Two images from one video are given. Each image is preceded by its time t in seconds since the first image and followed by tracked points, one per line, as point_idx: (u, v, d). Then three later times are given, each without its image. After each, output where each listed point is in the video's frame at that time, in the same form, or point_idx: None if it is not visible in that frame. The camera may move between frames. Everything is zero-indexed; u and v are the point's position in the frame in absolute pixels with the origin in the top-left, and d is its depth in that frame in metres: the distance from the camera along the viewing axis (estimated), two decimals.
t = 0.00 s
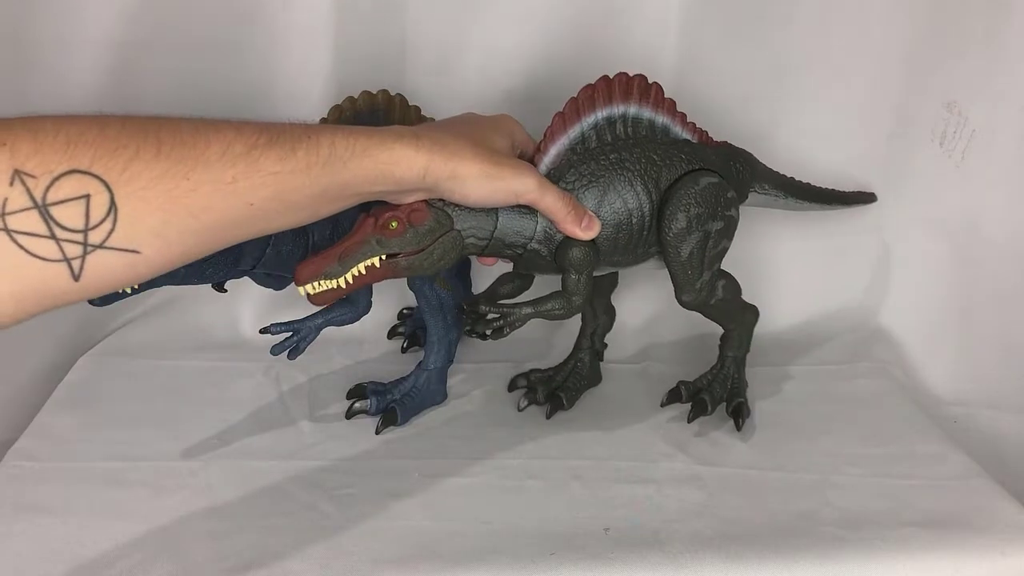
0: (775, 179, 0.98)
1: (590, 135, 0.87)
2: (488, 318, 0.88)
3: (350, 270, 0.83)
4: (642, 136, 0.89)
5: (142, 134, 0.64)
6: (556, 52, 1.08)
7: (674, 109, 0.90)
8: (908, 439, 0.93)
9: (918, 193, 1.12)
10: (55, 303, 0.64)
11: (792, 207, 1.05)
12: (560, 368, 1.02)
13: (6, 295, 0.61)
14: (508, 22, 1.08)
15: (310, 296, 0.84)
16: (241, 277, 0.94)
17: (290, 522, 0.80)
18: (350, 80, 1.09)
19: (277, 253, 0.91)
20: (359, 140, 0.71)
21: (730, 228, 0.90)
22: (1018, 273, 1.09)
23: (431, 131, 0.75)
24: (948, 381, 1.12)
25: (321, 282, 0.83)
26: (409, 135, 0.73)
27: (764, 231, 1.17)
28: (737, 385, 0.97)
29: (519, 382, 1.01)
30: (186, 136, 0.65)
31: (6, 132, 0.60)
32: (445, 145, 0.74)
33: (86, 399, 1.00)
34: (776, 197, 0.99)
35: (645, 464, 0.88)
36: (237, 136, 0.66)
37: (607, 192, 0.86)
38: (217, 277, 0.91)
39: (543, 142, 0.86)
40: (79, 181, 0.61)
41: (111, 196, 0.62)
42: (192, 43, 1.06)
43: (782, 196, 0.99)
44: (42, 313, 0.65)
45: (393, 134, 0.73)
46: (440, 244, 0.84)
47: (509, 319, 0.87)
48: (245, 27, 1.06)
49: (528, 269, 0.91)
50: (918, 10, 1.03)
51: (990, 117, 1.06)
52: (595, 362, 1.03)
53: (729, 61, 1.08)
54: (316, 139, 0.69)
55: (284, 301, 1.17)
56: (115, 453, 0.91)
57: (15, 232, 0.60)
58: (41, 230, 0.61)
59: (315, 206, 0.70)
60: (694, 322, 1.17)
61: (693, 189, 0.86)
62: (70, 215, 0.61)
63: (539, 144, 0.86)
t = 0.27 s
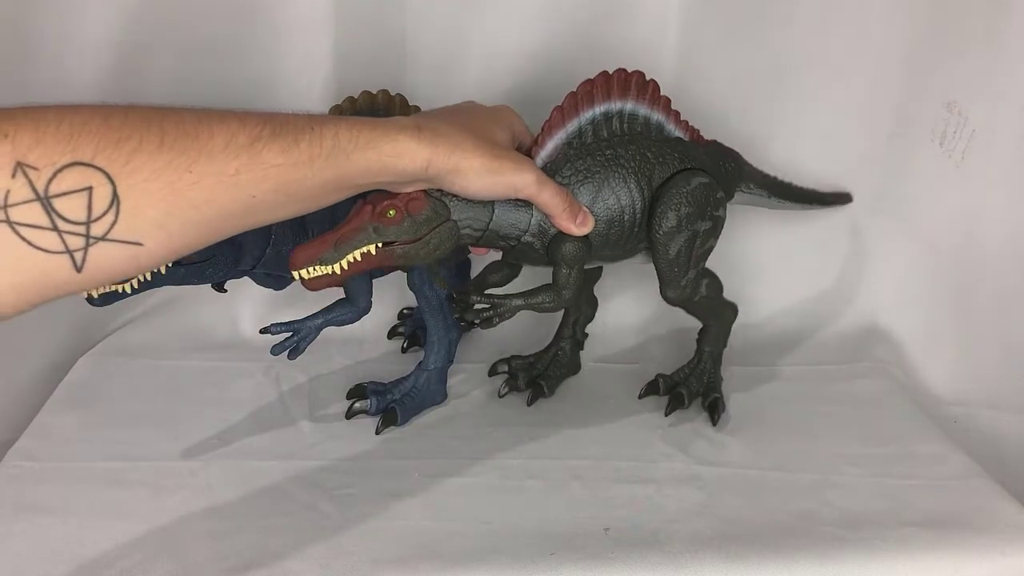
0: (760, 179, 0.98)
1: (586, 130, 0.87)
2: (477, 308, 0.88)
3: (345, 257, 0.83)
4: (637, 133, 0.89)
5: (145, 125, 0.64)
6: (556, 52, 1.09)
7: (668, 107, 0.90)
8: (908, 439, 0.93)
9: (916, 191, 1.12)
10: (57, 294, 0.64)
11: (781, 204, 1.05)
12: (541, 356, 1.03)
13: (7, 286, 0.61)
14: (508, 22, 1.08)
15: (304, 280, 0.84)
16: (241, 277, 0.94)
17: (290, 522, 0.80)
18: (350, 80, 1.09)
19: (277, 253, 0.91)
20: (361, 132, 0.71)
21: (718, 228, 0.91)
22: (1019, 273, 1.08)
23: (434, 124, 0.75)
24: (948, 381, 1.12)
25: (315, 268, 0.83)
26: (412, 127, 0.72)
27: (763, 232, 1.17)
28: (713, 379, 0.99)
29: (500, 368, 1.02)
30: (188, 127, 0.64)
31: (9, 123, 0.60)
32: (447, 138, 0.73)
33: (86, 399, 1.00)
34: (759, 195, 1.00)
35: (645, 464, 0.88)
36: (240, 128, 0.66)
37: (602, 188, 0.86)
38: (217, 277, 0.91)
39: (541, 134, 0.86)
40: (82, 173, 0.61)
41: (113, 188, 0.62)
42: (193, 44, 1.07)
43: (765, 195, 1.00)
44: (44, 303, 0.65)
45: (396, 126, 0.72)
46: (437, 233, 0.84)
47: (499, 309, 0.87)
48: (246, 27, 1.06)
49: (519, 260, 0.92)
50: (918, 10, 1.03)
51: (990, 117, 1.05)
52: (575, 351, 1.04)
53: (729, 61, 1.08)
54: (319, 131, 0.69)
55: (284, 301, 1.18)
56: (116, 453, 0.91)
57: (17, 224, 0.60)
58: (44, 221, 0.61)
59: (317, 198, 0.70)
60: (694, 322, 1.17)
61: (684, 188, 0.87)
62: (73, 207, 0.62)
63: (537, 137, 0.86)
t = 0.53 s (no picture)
0: (761, 193, 0.97)
1: (582, 149, 0.87)
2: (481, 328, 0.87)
3: (347, 280, 0.83)
4: (633, 150, 0.89)
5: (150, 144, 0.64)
6: (555, 52, 1.09)
7: (663, 124, 0.90)
8: (908, 439, 0.93)
9: (913, 200, 1.12)
10: (60, 311, 0.64)
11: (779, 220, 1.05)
12: (539, 371, 1.01)
13: (12, 304, 0.61)
14: (508, 22, 1.08)
15: (307, 305, 0.84)
16: (241, 277, 0.94)
17: (290, 522, 0.80)
18: (350, 79, 1.09)
19: (277, 253, 0.91)
20: (363, 152, 0.71)
21: (718, 241, 0.90)
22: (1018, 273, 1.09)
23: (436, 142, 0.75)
24: (948, 382, 1.12)
25: (318, 292, 0.83)
26: (413, 147, 0.72)
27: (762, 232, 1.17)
28: (724, 394, 0.97)
29: (497, 382, 1.00)
30: (193, 147, 0.64)
31: (15, 142, 0.60)
32: (449, 157, 0.74)
33: (86, 399, 1.00)
34: (761, 209, 0.99)
35: (645, 464, 0.88)
36: (243, 148, 0.66)
37: (599, 206, 0.86)
38: (217, 277, 0.91)
39: (537, 155, 0.86)
40: (87, 193, 0.61)
41: (118, 208, 0.62)
42: (192, 43, 1.06)
43: (768, 208, 0.99)
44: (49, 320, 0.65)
45: (398, 145, 0.73)
46: (437, 254, 0.84)
47: (502, 329, 0.86)
48: (246, 27, 1.06)
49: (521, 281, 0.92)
50: (919, 10, 1.04)
51: (990, 117, 1.06)
52: (575, 368, 1.02)
53: (729, 61, 1.08)
54: (322, 151, 0.69)
55: (284, 301, 1.18)
56: (115, 453, 0.91)
57: (23, 243, 0.61)
58: (49, 240, 0.61)
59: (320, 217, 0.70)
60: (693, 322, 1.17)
61: (682, 203, 0.87)
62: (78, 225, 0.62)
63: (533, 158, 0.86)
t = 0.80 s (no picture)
0: (764, 192, 0.98)
1: (584, 156, 0.87)
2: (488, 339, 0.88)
3: (355, 296, 0.83)
4: (636, 155, 0.89)
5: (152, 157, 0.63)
6: (555, 51, 1.09)
7: (665, 128, 0.90)
8: (908, 439, 0.93)
9: (912, 202, 1.12)
10: (57, 324, 0.64)
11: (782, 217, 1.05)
12: (539, 371, 1.01)
13: (10, 317, 0.61)
14: (508, 22, 1.08)
15: (315, 323, 0.83)
16: (241, 277, 0.94)
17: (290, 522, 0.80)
18: (350, 79, 1.09)
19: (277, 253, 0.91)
20: (366, 166, 0.71)
21: (723, 242, 0.90)
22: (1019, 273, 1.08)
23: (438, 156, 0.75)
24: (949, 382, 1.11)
25: (326, 309, 0.82)
26: (414, 162, 0.73)
27: (762, 233, 1.18)
28: (737, 396, 0.97)
29: (497, 382, 1.00)
30: (196, 160, 0.64)
31: (15, 154, 0.59)
32: (451, 172, 0.74)
33: (86, 399, 1.00)
34: (765, 208, 0.99)
35: (645, 465, 0.88)
36: (246, 162, 0.66)
37: (603, 214, 0.86)
38: (217, 277, 0.91)
39: (539, 165, 0.86)
40: (89, 207, 0.61)
41: (120, 222, 0.62)
42: (191, 43, 1.06)
43: (773, 206, 1.00)
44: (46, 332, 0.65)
45: (399, 159, 0.73)
46: (443, 268, 0.85)
47: (510, 339, 0.87)
48: (245, 27, 1.06)
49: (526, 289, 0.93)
50: (918, 10, 1.04)
51: (990, 117, 1.06)
52: (575, 368, 1.02)
53: (729, 61, 1.08)
54: (325, 165, 0.69)
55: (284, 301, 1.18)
56: (115, 453, 0.91)
57: (23, 256, 0.60)
58: (50, 254, 0.61)
59: (321, 232, 0.71)
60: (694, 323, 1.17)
61: (685, 206, 0.87)
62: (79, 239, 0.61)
63: (535, 167, 0.86)
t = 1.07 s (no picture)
0: (767, 188, 0.97)
1: (581, 162, 0.87)
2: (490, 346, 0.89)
3: (354, 310, 0.83)
4: (633, 159, 0.89)
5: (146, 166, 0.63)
6: (555, 52, 1.09)
7: (662, 129, 0.89)
8: (907, 439, 0.93)
9: (911, 204, 1.12)
10: (50, 332, 0.65)
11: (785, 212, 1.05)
12: (539, 371, 1.01)
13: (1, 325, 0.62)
14: (507, 22, 1.08)
15: (315, 337, 0.83)
16: (242, 277, 0.94)
17: (290, 522, 0.80)
18: (350, 78, 1.08)
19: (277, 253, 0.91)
20: (361, 175, 0.71)
21: (723, 242, 0.90)
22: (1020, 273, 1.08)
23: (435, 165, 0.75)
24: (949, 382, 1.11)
25: (325, 324, 0.82)
26: (411, 170, 0.72)
27: (761, 233, 1.18)
28: (743, 395, 0.97)
29: (497, 382, 1.00)
30: (190, 170, 0.64)
31: (8, 164, 0.59)
32: (447, 181, 0.73)
33: (86, 398, 1.00)
34: (767, 204, 0.99)
35: (645, 464, 0.88)
36: (240, 171, 0.66)
37: (601, 219, 0.86)
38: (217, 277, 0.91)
39: (536, 172, 0.86)
40: (81, 217, 0.61)
41: (111, 232, 0.62)
42: (191, 43, 1.06)
43: (775, 202, 0.99)
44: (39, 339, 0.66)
45: (395, 168, 0.72)
46: (442, 278, 0.85)
47: (511, 345, 0.88)
48: (245, 27, 1.06)
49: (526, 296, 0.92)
50: (918, 10, 1.04)
51: (991, 117, 1.05)
52: (575, 368, 1.02)
53: (728, 61, 1.08)
54: (319, 174, 0.69)
55: (284, 301, 1.18)
56: (115, 453, 0.91)
57: (14, 266, 0.61)
58: (41, 264, 0.61)
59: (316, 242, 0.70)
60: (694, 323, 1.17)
61: (683, 208, 0.87)
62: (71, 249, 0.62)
63: (532, 175, 0.86)
